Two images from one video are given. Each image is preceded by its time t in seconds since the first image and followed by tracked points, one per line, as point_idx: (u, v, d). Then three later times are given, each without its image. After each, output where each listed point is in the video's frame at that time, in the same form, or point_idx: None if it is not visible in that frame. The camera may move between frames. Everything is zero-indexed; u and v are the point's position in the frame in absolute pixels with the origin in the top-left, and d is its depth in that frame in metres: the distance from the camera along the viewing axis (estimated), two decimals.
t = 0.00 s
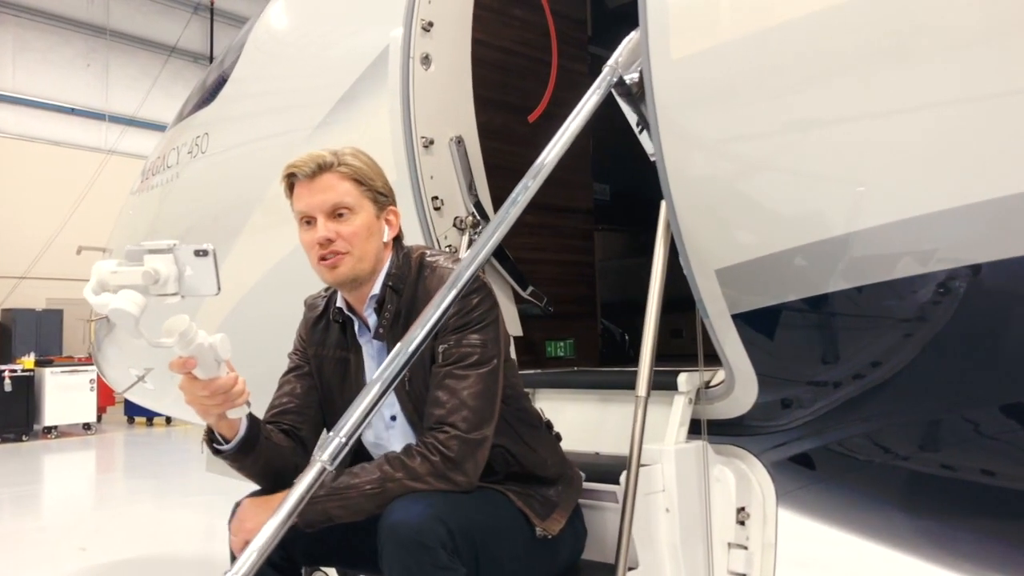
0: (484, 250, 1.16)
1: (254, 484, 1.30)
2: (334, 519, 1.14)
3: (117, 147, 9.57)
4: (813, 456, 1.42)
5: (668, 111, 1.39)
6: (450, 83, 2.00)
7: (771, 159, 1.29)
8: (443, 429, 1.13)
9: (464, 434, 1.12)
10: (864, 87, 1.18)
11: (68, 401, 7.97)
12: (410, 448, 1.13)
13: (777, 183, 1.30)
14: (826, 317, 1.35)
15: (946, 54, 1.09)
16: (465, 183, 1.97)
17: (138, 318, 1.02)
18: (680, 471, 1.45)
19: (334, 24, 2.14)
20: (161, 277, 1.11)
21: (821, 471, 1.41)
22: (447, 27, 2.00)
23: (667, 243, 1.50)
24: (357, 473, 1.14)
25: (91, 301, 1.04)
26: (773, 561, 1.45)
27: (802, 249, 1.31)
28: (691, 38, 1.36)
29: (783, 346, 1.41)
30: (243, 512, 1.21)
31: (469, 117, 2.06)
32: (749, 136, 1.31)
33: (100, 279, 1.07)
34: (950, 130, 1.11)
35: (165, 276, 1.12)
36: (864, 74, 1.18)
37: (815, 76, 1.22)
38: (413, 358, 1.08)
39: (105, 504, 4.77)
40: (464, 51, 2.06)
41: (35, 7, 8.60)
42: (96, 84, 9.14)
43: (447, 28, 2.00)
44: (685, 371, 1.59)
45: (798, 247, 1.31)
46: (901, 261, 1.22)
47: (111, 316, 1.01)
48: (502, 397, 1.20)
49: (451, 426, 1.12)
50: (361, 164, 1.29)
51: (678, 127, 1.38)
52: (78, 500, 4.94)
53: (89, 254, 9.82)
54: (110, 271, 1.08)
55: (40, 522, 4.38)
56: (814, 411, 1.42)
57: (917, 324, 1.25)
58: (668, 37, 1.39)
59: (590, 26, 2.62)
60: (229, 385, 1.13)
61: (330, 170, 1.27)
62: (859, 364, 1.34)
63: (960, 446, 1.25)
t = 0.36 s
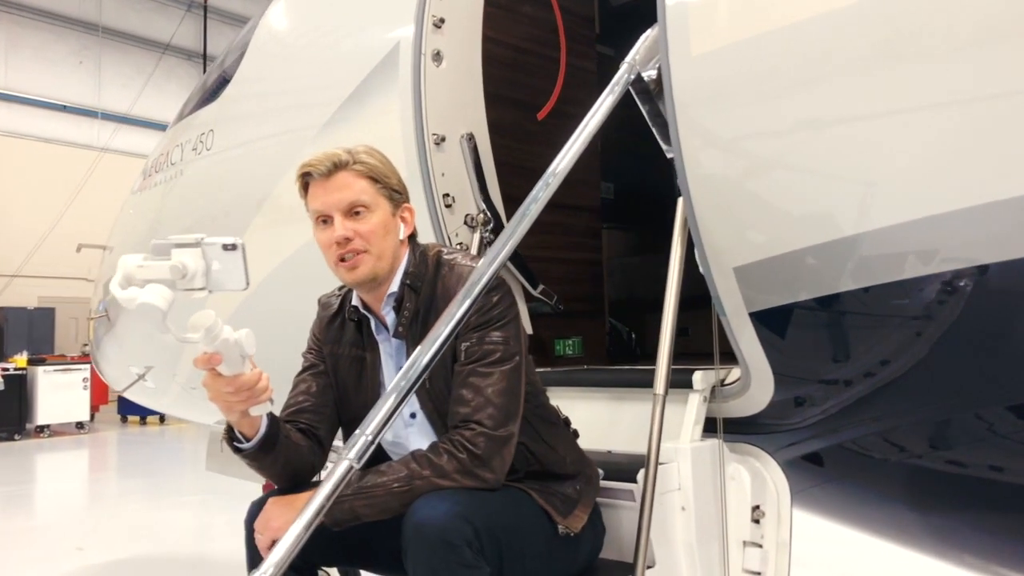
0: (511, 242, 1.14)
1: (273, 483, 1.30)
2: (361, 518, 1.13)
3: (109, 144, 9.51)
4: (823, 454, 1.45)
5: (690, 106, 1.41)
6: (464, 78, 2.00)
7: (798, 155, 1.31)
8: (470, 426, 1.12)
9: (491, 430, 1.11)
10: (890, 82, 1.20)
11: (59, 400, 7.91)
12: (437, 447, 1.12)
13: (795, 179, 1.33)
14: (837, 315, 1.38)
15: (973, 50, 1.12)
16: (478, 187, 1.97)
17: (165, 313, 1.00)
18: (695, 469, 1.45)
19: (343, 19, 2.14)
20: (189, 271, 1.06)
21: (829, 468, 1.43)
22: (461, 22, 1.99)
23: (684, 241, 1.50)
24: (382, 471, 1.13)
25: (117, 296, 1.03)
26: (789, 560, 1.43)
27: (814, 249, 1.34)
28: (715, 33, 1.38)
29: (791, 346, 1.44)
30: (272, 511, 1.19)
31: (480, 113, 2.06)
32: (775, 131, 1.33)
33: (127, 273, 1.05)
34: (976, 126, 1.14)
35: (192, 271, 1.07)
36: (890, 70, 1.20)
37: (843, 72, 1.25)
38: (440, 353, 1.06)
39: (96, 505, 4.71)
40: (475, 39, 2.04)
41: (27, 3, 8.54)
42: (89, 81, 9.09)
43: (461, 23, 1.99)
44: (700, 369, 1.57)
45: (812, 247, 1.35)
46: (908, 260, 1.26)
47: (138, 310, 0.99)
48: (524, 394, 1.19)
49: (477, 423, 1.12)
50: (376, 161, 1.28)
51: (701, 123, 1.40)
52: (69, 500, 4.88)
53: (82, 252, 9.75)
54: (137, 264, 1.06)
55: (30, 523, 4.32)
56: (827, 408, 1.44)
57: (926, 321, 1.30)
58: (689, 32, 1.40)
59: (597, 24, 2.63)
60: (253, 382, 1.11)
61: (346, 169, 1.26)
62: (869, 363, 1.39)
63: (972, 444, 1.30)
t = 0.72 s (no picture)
0: (516, 235, 1.13)
1: (273, 482, 1.29)
2: (364, 518, 1.13)
3: (85, 141, 9.39)
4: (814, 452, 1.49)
5: (690, 102, 1.43)
6: (457, 76, 2.01)
7: (796, 154, 1.33)
8: (472, 425, 1.12)
9: (493, 429, 1.11)
10: (888, 81, 1.22)
11: (35, 401, 7.81)
12: (439, 445, 1.12)
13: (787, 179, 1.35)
14: (828, 313, 1.40)
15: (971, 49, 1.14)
16: (472, 184, 1.97)
17: (173, 308, 0.96)
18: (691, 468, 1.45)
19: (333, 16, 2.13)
20: (198, 267, 1.02)
21: (819, 465, 1.48)
22: (454, 21, 2.00)
23: (682, 241, 1.52)
24: (384, 471, 1.13)
25: (123, 291, 0.98)
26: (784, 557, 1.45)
27: (805, 249, 1.37)
28: (714, 33, 1.40)
29: (785, 343, 1.46)
30: (273, 511, 1.18)
31: (473, 111, 2.07)
32: (774, 129, 1.35)
33: (133, 268, 1.01)
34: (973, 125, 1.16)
35: (201, 266, 1.02)
36: (888, 68, 1.22)
37: (842, 71, 1.27)
38: (443, 353, 1.04)
39: (73, 508, 4.64)
40: (469, 40, 2.07)
41: None
42: (65, 77, 8.97)
43: (455, 21, 2.01)
44: (696, 367, 1.57)
45: (803, 247, 1.37)
46: (898, 260, 1.29)
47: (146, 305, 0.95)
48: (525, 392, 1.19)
49: (480, 422, 1.12)
50: (375, 159, 1.27)
51: (700, 123, 1.43)
52: (46, 503, 4.82)
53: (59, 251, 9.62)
54: (144, 260, 1.01)
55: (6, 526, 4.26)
56: (821, 405, 1.46)
57: (916, 320, 1.32)
58: (689, 29, 1.43)
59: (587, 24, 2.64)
60: (258, 379, 1.12)
61: (346, 166, 1.25)
62: (858, 361, 1.40)
63: (957, 439, 1.33)
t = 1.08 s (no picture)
0: (504, 235, 1.12)
1: (254, 486, 1.27)
2: (352, 523, 1.11)
3: (51, 138, 9.19)
4: (792, 451, 1.50)
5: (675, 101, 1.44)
6: (439, 75, 2.01)
7: (778, 155, 1.35)
8: (460, 425, 1.12)
9: (482, 428, 1.11)
10: (870, 83, 1.24)
11: None
12: (427, 447, 1.12)
13: (768, 181, 1.37)
14: (806, 313, 1.42)
15: (953, 53, 1.16)
16: (453, 180, 1.98)
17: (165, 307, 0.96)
18: (676, 467, 1.46)
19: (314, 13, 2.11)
20: (189, 265, 1.01)
21: (797, 463, 1.49)
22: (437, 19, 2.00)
23: (666, 243, 1.52)
24: (371, 474, 1.12)
25: (114, 289, 0.98)
26: (766, 557, 1.46)
27: (785, 249, 1.39)
28: (699, 34, 1.41)
29: (765, 342, 1.47)
30: (260, 516, 1.17)
31: (456, 110, 2.07)
32: (756, 130, 1.37)
33: (122, 266, 1.00)
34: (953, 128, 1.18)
35: (193, 264, 1.01)
36: (871, 71, 1.24)
37: (823, 73, 1.29)
38: (432, 353, 1.02)
39: (40, 511, 4.55)
40: (450, 38, 2.05)
41: None
42: (30, 73, 8.73)
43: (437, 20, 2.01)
44: (679, 367, 1.58)
45: (783, 248, 1.39)
46: (874, 260, 1.31)
47: (138, 303, 0.95)
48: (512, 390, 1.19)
49: (468, 421, 1.12)
50: (365, 161, 1.27)
51: (685, 123, 1.44)
52: (11, 506, 4.72)
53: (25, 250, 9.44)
54: (133, 258, 1.00)
55: None
56: (801, 404, 1.48)
57: (892, 320, 1.34)
58: (676, 29, 1.44)
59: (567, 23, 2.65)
60: (246, 382, 1.10)
61: (337, 166, 1.24)
62: (836, 361, 1.42)
63: (935, 438, 1.34)
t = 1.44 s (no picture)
0: (493, 233, 1.11)
1: (240, 490, 1.25)
2: (341, 525, 1.10)
3: (22, 135, 8.95)
4: (773, 450, 1.51)
5: (661, 101, 1.45)
6: (423, 74, 2.00)
7: (763, 156, 1.36)
8: (451, 425, 1.11)
9: (473, 429, 1.10)
10: (855, 84, 1.26)
11: None
12: (418, 448, 1.11)
13: (752, 180, 1.38)
14: (789, 313, 1.43)
15: (938, 55, 1.17)
16: (438, 179, 1.97)
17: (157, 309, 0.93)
18: (662, 466, 1.46)
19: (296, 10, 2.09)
20: (182, 266, 0.99)
21: (779, 462, 1.50)
22: (421, 19, 2.00)
23: (653, 243, 1.54)
24: (361, 476, 1.11)
25: (103, 291, 0.95)
26: (751, 557, 1.46)
27: (769, 250, 1.40)
28: (685, 35, 1.42)
29: (749, 342, 1.48)
30: (246, 519, 1.15)
31: (439, 109, 2.06)
32: (741, 131, 1.37)
33: (112, 267, 0.97)
34: (938, 129, 1.19)
35: (185, 266, 1.00)
36: (859, 72, 1.25)
37: (807, 74, 1.30)
38: (422, 355, 1.01)
39: (11, 514, 4.48)
40: (434, 37, 2.06)
41: None
42: None
43: (422, 19, 2.00)
44: (665, 367, 1.58)
45: (768, 249, 1.40)
46: (856, 261, 1.32)
47: (130, 306, 0.92)
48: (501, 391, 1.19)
49: (458, 422, 1.11)
50: (349, 161, 1.25)
51: (671, 124, 1.45)
52: None
53: None
54: (124, 259, 0.98)
55: None
56: (784, 405, 1.48)
57: (872, 320, 1.35)
58: (663, 29, 1.45)
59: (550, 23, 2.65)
60: (237, 385, 1.08)
61: (320, 168, 1.23)
62: (818, 361, 1.43)
63: (916, 436, 1.37)
